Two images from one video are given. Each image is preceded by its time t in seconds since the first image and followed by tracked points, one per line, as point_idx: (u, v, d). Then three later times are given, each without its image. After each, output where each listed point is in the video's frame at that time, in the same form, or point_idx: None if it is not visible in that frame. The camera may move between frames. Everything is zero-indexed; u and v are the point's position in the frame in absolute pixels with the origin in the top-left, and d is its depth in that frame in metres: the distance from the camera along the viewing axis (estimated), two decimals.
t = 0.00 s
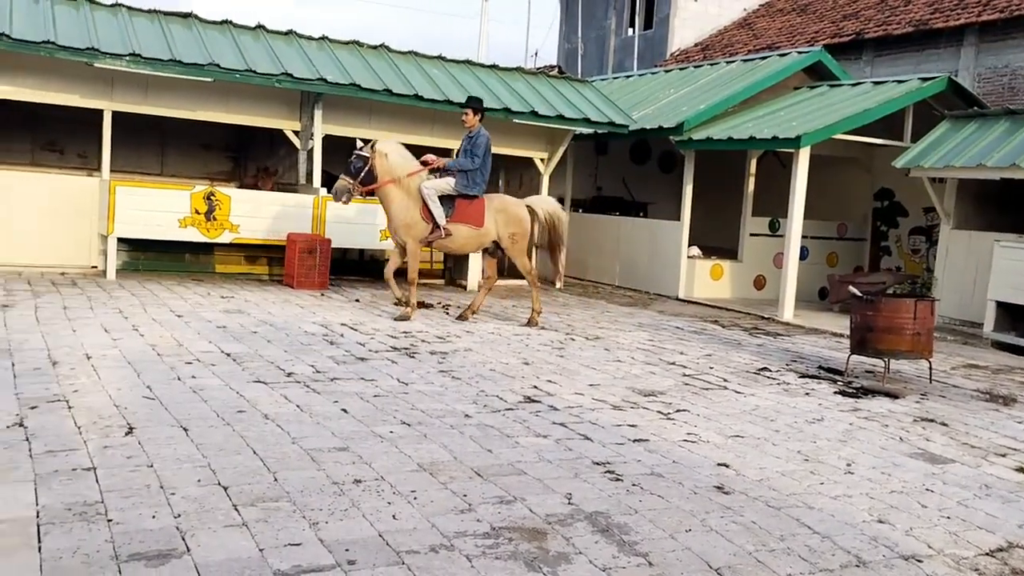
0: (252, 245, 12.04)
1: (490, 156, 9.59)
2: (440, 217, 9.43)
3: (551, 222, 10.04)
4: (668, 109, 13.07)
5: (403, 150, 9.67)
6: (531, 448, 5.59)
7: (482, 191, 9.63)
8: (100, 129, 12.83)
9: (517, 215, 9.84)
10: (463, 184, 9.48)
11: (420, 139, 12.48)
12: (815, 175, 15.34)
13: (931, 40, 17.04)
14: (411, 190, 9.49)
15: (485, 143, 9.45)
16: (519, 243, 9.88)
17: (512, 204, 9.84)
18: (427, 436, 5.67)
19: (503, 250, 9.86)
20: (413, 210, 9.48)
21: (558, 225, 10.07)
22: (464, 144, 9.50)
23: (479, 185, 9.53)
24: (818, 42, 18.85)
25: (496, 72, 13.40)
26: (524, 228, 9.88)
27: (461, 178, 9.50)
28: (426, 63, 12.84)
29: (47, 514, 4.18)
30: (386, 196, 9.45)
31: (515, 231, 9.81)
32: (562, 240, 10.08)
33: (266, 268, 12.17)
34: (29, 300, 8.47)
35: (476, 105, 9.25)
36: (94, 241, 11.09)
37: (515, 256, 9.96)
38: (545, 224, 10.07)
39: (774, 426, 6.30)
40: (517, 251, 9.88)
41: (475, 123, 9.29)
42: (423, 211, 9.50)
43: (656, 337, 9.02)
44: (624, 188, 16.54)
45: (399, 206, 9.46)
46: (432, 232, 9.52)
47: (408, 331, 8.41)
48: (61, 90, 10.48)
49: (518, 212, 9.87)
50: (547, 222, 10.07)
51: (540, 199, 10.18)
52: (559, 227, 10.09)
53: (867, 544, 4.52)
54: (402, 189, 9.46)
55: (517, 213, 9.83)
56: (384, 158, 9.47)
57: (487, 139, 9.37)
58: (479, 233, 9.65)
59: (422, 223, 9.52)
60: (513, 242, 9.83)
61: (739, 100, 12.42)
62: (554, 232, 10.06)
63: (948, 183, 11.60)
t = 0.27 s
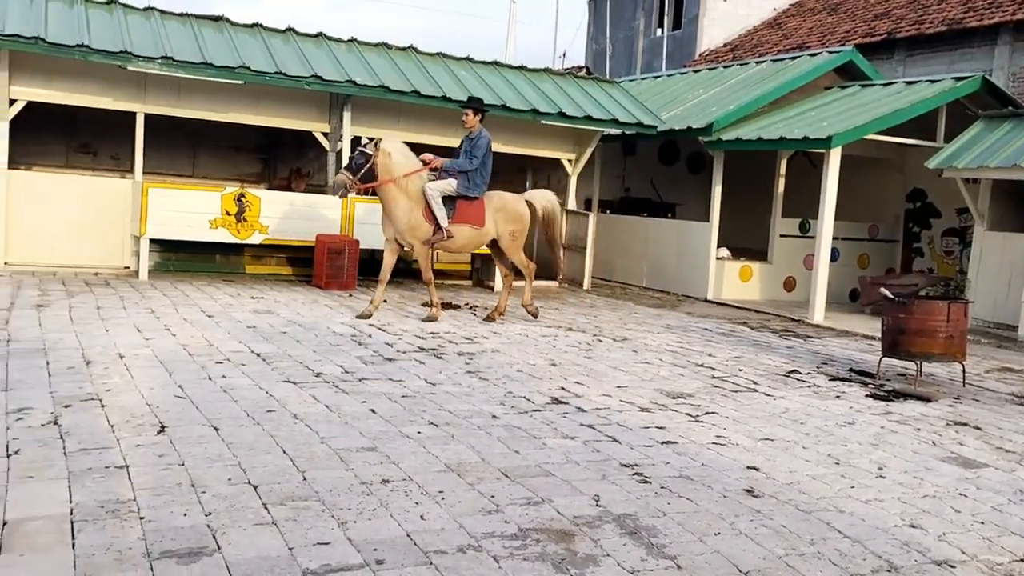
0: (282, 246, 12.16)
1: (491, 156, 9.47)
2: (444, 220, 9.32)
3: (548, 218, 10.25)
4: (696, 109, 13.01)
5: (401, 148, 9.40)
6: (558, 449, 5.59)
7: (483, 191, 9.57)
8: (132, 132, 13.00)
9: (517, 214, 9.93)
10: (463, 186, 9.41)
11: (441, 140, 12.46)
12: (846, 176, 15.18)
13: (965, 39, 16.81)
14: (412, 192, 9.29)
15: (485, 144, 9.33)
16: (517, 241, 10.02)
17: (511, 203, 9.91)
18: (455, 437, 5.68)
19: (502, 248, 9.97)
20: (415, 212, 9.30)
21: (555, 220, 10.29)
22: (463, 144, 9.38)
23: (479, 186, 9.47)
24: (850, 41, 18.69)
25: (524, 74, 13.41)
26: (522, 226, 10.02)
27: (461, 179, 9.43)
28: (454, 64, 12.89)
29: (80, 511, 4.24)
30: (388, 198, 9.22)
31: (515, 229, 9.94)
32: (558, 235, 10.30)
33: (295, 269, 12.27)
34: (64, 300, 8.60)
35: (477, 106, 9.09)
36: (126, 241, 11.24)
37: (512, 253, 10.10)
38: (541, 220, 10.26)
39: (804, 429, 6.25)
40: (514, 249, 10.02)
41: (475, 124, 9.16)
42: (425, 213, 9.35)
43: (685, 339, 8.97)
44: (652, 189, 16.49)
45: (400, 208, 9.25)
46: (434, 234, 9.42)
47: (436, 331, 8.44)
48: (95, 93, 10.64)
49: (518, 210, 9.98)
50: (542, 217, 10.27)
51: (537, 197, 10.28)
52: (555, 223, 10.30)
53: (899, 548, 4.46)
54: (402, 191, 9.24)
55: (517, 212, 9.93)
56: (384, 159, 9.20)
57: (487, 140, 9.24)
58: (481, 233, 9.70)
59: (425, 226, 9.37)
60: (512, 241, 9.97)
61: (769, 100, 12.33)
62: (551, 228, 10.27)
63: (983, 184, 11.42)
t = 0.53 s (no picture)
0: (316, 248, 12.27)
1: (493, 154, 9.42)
2: (449, 216, 9.23)
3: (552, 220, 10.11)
4: (732, 110, 12.92)
5: (402, 147, 9.27)
6: (593, 451, 5.57)
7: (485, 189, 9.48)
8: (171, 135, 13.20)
9: (521, 212, 9.80)
10: (465, 182, 9.31)
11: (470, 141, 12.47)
12: (883, 176, 14.98)
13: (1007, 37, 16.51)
14: (414, 190, 9.17)
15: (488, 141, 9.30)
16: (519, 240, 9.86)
17: (515, 199, 9.78)
18: (489, 438, 5.68)
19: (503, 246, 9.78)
20: (420, 211, 9.19)
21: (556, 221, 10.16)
22: (464, 140, 9.33)
23: (480, 183, 9.37)
24: (888, 40, 18.44)
25: (557, 75, 13.40)
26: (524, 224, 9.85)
27: (464, 175, 9.33)
28: (488, 66, 12.92)
29: (121, 508, 4.30)
30: (392, 198, 9.11)
31: (517, 226, 9.77)
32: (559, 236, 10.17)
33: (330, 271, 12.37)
34: (104, 301, 8.75)
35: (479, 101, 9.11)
36: (164, 241, 11.40)
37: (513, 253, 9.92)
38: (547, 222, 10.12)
39: (842, 433, 6.17)
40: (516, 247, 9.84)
41: (477, 119, 9.15)
42: (428, 211, 9.23)
43: (720, 341, 8.91)
44: (687, 190, 16.40)
45: (404, 207, 9.13)
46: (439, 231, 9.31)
47: (470, 333, 8.46)
48: (134, 96, 10.81)
49: (522, 210, 9.83)
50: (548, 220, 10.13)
51: (541, 197, 10.15)
52: (557, 224, 10.18)
53: (939, 555, 4.38)
54: (405, 189, 9.12)
55: (521, 210, 9.79)
56: (385, 158, 9.06)
57: (490, 136, 9.21)
58: (485, 229, 9.56)
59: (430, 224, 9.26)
60: (514, 238, 9.81)
61: (805, 100, 12.20)
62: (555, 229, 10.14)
63: None
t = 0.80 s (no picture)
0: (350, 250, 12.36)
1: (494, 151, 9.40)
2: (451, 216, 9.11)
3: (557, 216, 10.01)
4: (767, 110, 12.82)
5: (405, 144, 9.11)
6: (626, 454, 5.54)
7: (489, 187, 9.46)
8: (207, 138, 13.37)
9: (526, 211, 9.74)
10: (469, 181, 9.29)
11: (501, 143, 12.50)
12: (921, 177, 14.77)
13: None
14: (417, 188, 9.04)
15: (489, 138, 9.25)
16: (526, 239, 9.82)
17: (519, 199, 9.73)
18: (523, 440, 5.68)
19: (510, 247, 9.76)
20: (421, 209, 9.06)
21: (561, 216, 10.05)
22: (465, 140, 9.27)
23: (484, 181, 9.36)
24: (926, 39, 18.19)
25: (590, 77, 13.38)
26: (530, 223, 9.82)
27: (466, 175, 9.29)
28: (520, 68, 12.94)
29: (161, 507, 4.36)
30: (393, 196, 8.97)
31: (522, 226, 9.74)
32: (565, 231, 10.10)
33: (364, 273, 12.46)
34: (143, 302, 8.89)
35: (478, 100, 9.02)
36: (202, 244, 11.55)
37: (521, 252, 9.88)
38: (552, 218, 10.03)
39: (880, 437, 6.08)
40: (523, 246, 9.80)
41: (477, 118, 9.09)
42: (431, 210, 9.12)
43: (755, 344, 8.84)
44: (721, 192, 16.30)
45: (405, 206, 9.00)
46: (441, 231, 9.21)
47: (502, 335, 8.47)
48: (171, 100, 10.96)
49: (526, 208, 9.77)
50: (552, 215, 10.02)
51: (546, 193, 10.02)
52: (563, 219, 10.09)
53: (980, 562, 4.30)
54: (407, 188, 8.99)
55: (525, 208, 9.73)
56: (388, 155, 8.93)
57: (491, 134, 9.17)
58: (489, 229, 9.49)
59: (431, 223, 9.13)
60: (521, 237, 9.77)
61: (842, 100, 12.07)
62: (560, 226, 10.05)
63: None
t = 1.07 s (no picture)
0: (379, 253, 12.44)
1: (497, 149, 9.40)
2: (457, 215, 9.05)
3: (559, 218, 9.90)
4: (799, 111, 12.71)
5: (410, 144, 9.04)
6: (657, 457, 5.52)
7: (493, 186, 9.44)
8: (238, 141, 13.50)
9: (529, 212, 9.69)
10: (474, 180, 9.25)
11: (528, 145, 12.50)
12: (956, 178, 14.57)
13: None
14: (422, 188, 8.95)
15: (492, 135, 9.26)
16: (530, 241, 9.75)
17: (522, 201, 9.68)
18: (552, 443, 5.68)
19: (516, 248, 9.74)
20: (428, 209, 8.97)
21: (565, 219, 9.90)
22: (467, 139, 9.24)
23: (489, 180, 9.34)
24: (960, 38, 17.93)
25: (619, 79, 13.36)
26: (534, 225, 9.77)
27: (471, 174, 9.26)
28: (548, 70, 12.94)
29: (194, 506, 4.41)
30: (399, 196, 8.85)
31: (527, 228, 9.70)
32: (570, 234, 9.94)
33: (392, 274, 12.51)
34: (176, 303, 9.00)
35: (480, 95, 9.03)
36: (233, 246, 11.66)
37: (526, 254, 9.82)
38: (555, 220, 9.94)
39: (913, 441, 6.01)
40: (528, 249, 9.73)
41: (480, 115, 9.08)
42: (436, 210, 9.04)
43: (786, 347, 8.77)
44: (752, 193, 16.19)
45: (411, 206, 8.88)
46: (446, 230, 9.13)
47: (531, 337, 8.47)
48: (204, 104, 11.09)
49: (529, 209, 9.72)
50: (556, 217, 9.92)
51: (549, 195, 9.92)
52: (567, 222, 9.94)
53: (1017, 568, 4.23)
54: (413, 187, 8.89)
55: (527, 210, 9.67)
56: (393, 155, 8.83)
57: (495, 130, 9.18)
58: (494, 230, 9.44)
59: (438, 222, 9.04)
60: (525, 239, 9.71)
61: (874, 100, 11.94)
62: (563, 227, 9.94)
63: None
